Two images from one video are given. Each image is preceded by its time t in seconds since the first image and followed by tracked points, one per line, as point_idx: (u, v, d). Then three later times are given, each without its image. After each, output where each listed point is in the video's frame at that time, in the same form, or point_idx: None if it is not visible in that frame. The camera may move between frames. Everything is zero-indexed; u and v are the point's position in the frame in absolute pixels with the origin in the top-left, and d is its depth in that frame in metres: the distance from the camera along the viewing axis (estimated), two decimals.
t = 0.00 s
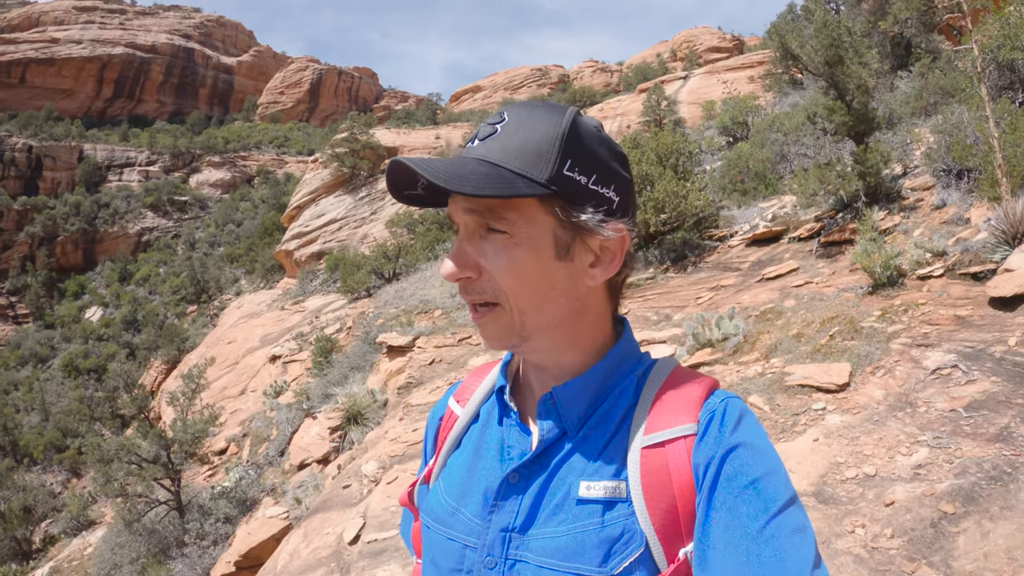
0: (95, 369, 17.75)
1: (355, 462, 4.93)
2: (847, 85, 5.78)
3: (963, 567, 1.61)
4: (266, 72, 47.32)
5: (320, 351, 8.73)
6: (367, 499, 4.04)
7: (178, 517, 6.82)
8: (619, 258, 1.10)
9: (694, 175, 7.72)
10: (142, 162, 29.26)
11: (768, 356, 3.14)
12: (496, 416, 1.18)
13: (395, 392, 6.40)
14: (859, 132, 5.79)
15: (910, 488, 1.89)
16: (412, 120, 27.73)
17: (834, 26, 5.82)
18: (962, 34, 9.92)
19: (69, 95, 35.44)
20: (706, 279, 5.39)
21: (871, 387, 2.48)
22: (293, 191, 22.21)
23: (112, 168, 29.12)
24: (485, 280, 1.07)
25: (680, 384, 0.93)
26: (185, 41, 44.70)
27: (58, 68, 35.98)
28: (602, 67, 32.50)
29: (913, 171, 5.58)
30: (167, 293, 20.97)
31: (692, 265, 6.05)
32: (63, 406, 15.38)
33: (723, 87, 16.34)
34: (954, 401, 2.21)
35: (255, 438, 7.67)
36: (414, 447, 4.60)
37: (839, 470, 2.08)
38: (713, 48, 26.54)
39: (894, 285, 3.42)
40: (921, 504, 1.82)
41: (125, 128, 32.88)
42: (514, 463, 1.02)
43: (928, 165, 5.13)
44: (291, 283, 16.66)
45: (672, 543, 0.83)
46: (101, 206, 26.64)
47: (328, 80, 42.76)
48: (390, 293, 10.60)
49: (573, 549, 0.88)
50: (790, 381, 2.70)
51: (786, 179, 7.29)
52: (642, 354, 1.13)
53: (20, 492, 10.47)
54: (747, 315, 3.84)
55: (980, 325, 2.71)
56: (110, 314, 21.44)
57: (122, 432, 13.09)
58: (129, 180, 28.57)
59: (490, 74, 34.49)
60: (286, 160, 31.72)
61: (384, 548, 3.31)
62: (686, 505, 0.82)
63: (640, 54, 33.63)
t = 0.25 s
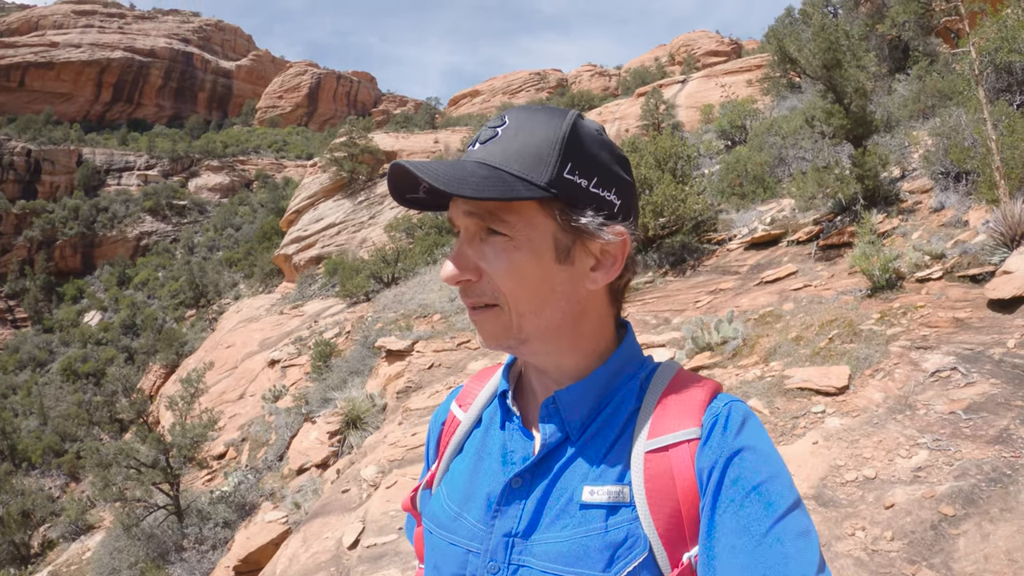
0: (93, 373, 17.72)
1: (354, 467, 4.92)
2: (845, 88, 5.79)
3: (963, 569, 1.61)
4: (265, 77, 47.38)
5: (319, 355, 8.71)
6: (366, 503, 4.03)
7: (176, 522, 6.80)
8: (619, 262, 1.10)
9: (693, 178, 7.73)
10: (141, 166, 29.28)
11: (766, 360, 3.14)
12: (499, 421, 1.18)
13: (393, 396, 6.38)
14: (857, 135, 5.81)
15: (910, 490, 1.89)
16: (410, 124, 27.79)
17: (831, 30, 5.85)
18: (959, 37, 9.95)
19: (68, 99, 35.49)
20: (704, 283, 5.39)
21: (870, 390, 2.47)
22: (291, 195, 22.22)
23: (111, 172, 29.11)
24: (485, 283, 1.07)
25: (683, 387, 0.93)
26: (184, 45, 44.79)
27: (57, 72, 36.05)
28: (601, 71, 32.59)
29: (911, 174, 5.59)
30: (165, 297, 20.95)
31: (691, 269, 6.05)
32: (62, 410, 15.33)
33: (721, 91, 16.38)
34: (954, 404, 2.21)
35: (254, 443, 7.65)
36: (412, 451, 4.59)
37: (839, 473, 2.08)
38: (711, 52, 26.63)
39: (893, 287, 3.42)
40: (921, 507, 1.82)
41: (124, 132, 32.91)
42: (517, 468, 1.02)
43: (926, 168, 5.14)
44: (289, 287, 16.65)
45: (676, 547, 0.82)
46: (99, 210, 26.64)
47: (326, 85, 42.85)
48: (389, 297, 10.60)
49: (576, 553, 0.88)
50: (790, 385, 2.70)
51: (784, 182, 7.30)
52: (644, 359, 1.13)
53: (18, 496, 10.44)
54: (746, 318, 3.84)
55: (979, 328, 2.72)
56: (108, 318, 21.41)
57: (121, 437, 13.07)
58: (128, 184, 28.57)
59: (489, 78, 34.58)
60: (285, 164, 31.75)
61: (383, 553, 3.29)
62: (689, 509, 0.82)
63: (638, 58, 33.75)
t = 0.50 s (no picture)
0: (93, 376, 17.71)
1: (353, 471, 4.91)
2: (844, 92, 5.80)
3: (963, 571, 1.60)
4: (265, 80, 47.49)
5: (318, 359, 8.71)
6: (365, 507, 4.02)
7: (175, 525, 6.78)
8: (634, 261, 1.18)
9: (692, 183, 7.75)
10: (141, 170, 29.32)
11: (766, 364, 3.14)
12: (497, 425, 1.18)
13: (393, 400, 6.38)
14: (857, 139, 5.83)
15: (910, 494, 1.89)
16: (410, 128, 27.86)
17: (830, 34, 5.86)
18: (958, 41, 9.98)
19: (68, 102, 35.56)
20: (704, 287, 5.39)
21: (870, 394, 2.47)
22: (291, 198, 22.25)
23: (111, 175, 29.15)
24: (536, 289, 1.06)
25: (682, 388, 0.93)
26: (184, 49, 44.92)
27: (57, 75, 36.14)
28: (600, 75, 32.70)
29: (910, 178, 5.60)
30: (164, 300, 20.93)
31: (690, 273, 6.06)
32: (61, 413, 15.31)
33: (720, 95, 16.43)
34: (953, 407, 2.21)
35: (253, 446, 7.64)
36: (412, 455, 4.59)
37: (838, 476, 2.07)
38: (710, 57, 26.74)
39: (892, 291, 3.42)
40: (921, 510, 1.81)
41: (124, 136, 32.96)
42: (517, 471, 1.02)
43: (925, 171, 5.15)
44: (289, 291, 16.66)
45: (676, 548, 0.83)
46: (99, 213, 26.66)
47: (326, 89, 42.95)
48: (388, 301, 10.61)
49: (576, 556, 0.88)
50: (789, 388, 2.70)
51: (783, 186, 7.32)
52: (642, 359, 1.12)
53: (17, 499, 10.40)
54: (745, 322, 3.84)
55: (978, 331, 2.72)
56: (108, 321, 21.39)
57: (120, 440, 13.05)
58: (128, 187, 28.59)
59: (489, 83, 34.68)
60: (284, 168, 31.79)
61: (382, 557, 3.29)
62: (689, 511, 0.83)
63: (638, 63, 33.88)
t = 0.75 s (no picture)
0: (93, 377, 17.70)
1: (353, 473, 4.91)
2: (845, 96, 5.81)
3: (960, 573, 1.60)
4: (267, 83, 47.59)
5: (318, 361, 8.72)
6: (365, 509, 4.03)
7: (175, 526, 6.77)
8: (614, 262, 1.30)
9: (692, 186, 7.77)
10: (142, 172, 29.38)
11: (765, 367, 3.15)
12: (480, 421, 1.20)
13: (393, 403, 6.37)
14: (857, 143, 5.85)
15: (907, 496, 1.89)
16: (411, 131, 27.92)
17: (830, 38, 5.87)
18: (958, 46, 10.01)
19: (70, 104, 35.64)
20: (704, 290, 5.41)
21: (869, 397, 2.47)
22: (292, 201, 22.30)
23: (112, 177, 29.21)
24: (566, 284, 1.10)
25: (659, 380, 0.95)
26: (187, 51, 45.06)
27: (59, 77, 36.25)
28: (601, 79, 32.78)
29: (910, 181, 5.61)
30: (165, 302, 20.95)
31: (690, 276, 6.08)
32: (61, 415, 15.32)
33: (721, 99, 16.48)
34: (952, 410, 2.21)
35: (253, 449, 7.63)
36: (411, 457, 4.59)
37: (837, 478, 2.07)
38: (711, 61, 26.81)
39: (892, 294, 3.43)
40: (918, 512, 1.81)
41: (125, 138, 33.05)
42: (499, 464, 1.03)
43: (925, 175, 5.16)
44: (290, 293, 16.70)
45: (655, 536, 0.83)
46: (101, 214, 26.72)
47: (328, 92, 43.08)
48: (389, 303, 10.62)
49: (557, 543, 0.88)
50: (789, 391, 2.70)
51: (783, 190, 7.33)
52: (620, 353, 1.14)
53: (17, 499, 10.41)
54: (745, 326, 3.85)
55: (977, 334, 2.73)
56: (108, 322, 21.41)
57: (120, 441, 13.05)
58: (130, 189, 28.66)
59: (490, 86, 34.78)
60: (286, 171, 31.87)
61: (381, 558, 3.30)
62: (666, 499, 0.84)
63: (639, 66, 33.97)
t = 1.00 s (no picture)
0: (94, 379, 17.71)
1: (353, 474, 4.92)
2: (845, 99, 5.82)
3: (959, 572, 1.61)
4: (268, 85, 47.69)
5: (319, 363, 8.73)
6: (366, 510, 4.04)
7: (175, 527, 6.78)
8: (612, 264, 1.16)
9: (693, 189, 7.78)
10: (144, 174, 29.45)
11: (765, 368, 3.16)
12: (477, 411, 1.19)
13: (394, 404, 6.38)
14: (857, 145, 5.85)
15: (907, 496, 1.89)
16: (413, 134, 28.00)
17: (830, 40, 5.88)
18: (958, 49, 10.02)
19: (72, 106, 35.72)
20: (705, 293, 5.41)
21: (869, 398, 2.48)
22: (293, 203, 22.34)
23: (114, 179, 29.27)
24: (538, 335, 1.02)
25: (653, 369, 0.96)
26: (188, 53, 45.17)
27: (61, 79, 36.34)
28: (602, 82, 32.85)
29: (910, 183, 5.62)
30: (166, 304, 20.97)
31: (690, 279, 6.09)
32: (62, 416, 15.33)
33: (721, 102, 16.51)
34: (951, 411, 2.22)
35: (253, 450, 7.64)
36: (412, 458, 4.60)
37: (836, 478, 2.08)
38: (711, 63, 26.87)
39: (892, 296, 3.43)
40: (917, 512, 1.82)
41: (127, 140, 33.13)
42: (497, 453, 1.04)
43: (925, 177, 5.17)
44: (290, 295, 16.72)
45: (648, 523, 0.87)
46: (102, 216, 26.77)
47: (329, 94, 43.19)
48: (390, 306, 10.63)
49: (555, 531, 0.90)
50: (789, 393, 2.71)
51: (784, 193, 7.34)
52: (614, 345, 1.13)
53: (17, 500, 10.41)
54: (745, 327, 3.86)
55: (977, 335, 2.73)
56: (109, 324, 21.44)
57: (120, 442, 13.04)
58: (131, 190, 28.72)
59: (491, 89, 34.87)
60: (287, 173, 31.94)
61: (382, 558, 3.31)
62: (660, 484, 0.87)
63: (639, 69, 34.06)
